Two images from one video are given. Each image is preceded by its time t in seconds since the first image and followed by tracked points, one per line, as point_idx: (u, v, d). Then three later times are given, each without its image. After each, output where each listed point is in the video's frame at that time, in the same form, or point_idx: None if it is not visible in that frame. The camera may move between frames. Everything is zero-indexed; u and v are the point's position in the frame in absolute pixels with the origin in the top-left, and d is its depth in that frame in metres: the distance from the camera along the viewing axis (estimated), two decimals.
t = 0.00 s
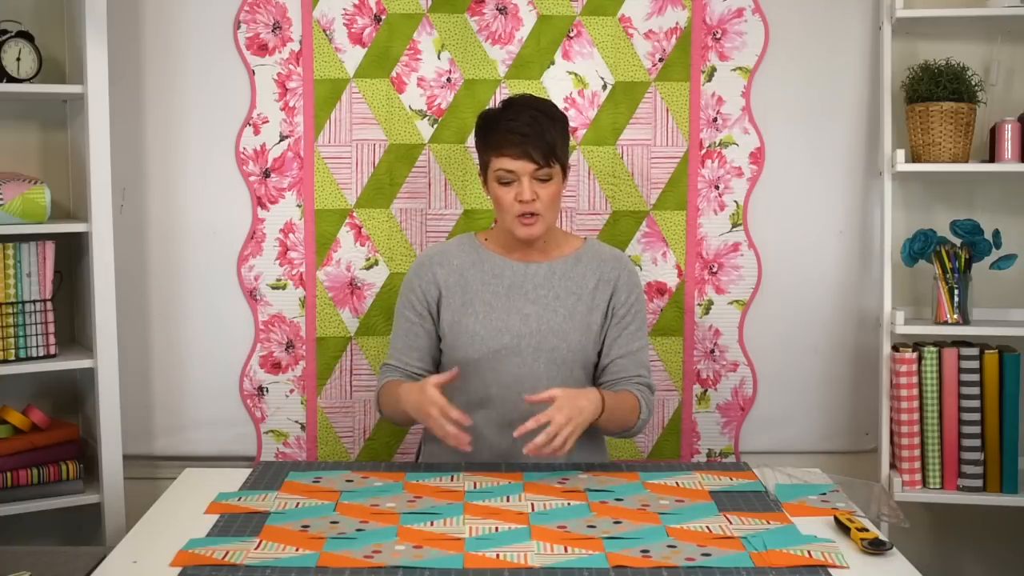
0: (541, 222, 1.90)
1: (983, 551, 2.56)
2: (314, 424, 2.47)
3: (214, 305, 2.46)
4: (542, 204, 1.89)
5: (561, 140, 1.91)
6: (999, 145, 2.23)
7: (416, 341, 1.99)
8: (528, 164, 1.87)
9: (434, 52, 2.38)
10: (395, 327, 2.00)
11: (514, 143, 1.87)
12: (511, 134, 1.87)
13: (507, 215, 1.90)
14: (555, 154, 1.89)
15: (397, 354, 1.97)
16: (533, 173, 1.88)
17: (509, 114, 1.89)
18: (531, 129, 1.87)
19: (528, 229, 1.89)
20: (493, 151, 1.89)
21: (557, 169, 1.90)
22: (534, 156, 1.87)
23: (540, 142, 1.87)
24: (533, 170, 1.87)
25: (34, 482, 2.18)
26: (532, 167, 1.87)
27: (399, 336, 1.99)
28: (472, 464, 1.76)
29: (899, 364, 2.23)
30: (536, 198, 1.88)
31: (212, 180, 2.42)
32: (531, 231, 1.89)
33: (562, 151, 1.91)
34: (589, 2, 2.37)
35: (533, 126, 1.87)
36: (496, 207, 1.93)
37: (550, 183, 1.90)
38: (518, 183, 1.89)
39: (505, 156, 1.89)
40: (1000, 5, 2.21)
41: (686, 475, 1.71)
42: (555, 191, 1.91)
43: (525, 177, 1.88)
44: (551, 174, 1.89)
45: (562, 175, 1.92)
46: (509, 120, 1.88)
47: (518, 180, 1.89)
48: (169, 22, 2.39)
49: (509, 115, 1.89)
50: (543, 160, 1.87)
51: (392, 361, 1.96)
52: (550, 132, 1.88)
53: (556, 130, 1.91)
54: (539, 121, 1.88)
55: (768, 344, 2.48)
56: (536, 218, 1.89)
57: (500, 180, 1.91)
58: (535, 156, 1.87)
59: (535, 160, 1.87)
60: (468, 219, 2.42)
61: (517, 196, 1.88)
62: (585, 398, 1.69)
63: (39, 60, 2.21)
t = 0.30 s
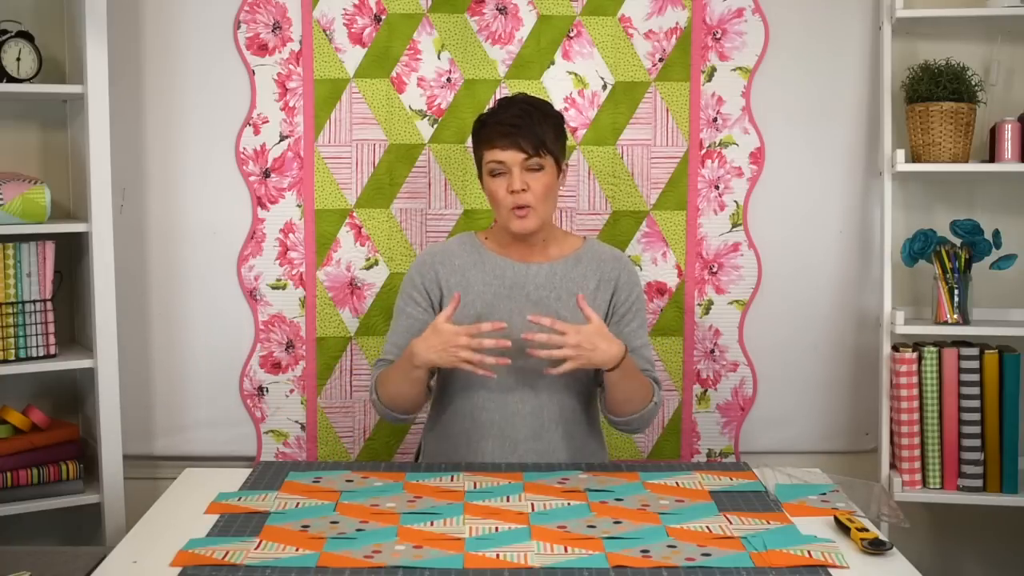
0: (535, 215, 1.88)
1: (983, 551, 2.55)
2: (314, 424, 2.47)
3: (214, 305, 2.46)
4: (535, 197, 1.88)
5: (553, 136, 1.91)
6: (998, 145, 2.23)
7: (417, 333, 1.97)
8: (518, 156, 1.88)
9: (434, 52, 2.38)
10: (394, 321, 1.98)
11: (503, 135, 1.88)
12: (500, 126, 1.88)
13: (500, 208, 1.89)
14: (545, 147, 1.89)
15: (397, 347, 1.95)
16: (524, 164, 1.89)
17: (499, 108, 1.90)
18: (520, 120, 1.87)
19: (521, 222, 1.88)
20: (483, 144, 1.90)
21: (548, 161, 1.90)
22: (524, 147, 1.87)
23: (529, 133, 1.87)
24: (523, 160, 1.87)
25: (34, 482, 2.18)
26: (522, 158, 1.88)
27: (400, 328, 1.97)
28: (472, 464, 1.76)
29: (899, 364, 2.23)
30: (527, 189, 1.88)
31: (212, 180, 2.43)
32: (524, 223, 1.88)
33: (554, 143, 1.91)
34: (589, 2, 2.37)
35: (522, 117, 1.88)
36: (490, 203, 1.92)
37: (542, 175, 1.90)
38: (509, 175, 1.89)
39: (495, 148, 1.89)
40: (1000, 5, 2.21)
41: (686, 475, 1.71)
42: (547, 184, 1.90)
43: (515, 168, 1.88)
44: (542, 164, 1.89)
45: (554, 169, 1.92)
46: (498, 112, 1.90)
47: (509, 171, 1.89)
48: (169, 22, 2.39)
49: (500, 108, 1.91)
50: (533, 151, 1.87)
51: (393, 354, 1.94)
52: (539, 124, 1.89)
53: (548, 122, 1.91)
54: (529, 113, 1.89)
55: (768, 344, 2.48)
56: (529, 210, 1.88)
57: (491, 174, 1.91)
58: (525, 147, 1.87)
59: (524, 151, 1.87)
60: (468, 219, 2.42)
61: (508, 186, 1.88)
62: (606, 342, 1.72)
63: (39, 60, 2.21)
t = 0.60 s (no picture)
0: (523, 220, 1.89)
1: (983, 551, 2.55)
2: (314, 424, 2.47)
3: (214, 304, 2.46)
4: (521, 202, 1.88)
5: (536, 139, 1.89)
6: (998, 145, 2.23)
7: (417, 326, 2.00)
8: (500, 164, 1.87)
9: (434, 52, 2.38)
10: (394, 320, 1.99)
11: (485, 144, 1.87)
12: (481, 136, 1.88)
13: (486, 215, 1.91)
14: (527, 151, 1.87)
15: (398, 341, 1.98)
16: (508, 172, 1.88)
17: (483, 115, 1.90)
18: (501, 129, 1.87)
19: (507, 228, 1.89)
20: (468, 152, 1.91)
21: (533, 165, 1.89)
22: (504, 156, 1.87)
23: (509, 140, 1.86)
24: (504, 170, 1.87)
25: (34, 482, 2.19)
26: (504, 166, 1.87)
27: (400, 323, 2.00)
28: (471, 464, 1.76)
29: (899, 364, 2.23)
30: (510, 197, 1.88)
31: (213, 180, 2.43)
32: (510, 230, 1.89)
33: (539, 148, 1.89)
34: (589, 2, 2.37)
35: (503, 126, 1.87)
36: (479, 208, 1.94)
37: (526, 181, 1.89)
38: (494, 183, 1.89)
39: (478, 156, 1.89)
40: (1000, 5, 2.21)
41: (686, 475, 1.71)
42: (533, 188, 1.90)
43: (498, 177, 1.88)
44: (525, 171, 1.88)
45: (542, 171, 1.91)
46: (481, 121, 1.89)
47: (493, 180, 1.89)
48: (169, 21, 2.39)
49: (481, 116, 1.91)
50: (514, 159, 1.87)
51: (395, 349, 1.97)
52: (521, 131, 1.88)
53: (531, 127, 1.89)
54: (510, 121, 1.88)
55: (767, 344, 2.48)
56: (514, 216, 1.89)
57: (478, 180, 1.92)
58: (506, 156, 1.87)
59: (505, 160, 1.87)
60: (468, 219, 2.42)
61: (492, 195, 1.89)
62: (635, 328, 1.73)
63: (39, 60, 2.21)
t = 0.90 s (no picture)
0: (538, 238, 1.88)
1: (982, 551, 2.55)
2: (314, 424, 2.47)
3: (214, 304, 2.46)
4: (539, 221, 1.87)
5: (556, 155, 1.86)
6: (998, 145, 2.23)
7: (410, 342, 2.00)
8: (523, 183, 1.84)
9: (434, 52, 2.38)
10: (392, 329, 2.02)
11: (508, 162, 1.82)
12: (504, 153, 1.82)
13: (502, 232, 1.88)
14: (550, 169, 1.84)
15: (392, 357, 1.99)
16: (529, 190, 1.85)
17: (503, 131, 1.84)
18: (525, 146, 1.82)
19: (524, 246, 1.88)
20: (486, 167, 1.85)
21: (552, 183, 1.87)
22: (529, 175, 1.83)
23: (535, 159, 1.82)
24: (528, 190, 1.83)
25: (34, 482, 2.18)
26: (527, 186, 1.84)
27: (395, 339, 2.00)
28: (471, 464, 1.77)
29: (899, 364, 2.23)
30: (531, 216, 1.86)
31: (212, 180, 2.43)
32: (527, 248, 1.88)
33: (558, 163, 1.87)
34: (589, 2, 2.37)
35: (527, 143, 1.82)
36: (491, 221, 1.91)
37: (546, 198, 1.87)
38: (513, 201, 1.86)
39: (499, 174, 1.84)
40: (1000, 5, 2.21)
41: (686, 475, 1.71)
42: (550, 206, 1.88)
43: (520, 196, 1.85)
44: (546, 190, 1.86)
45: (558, 187, 1.89)
46: (502, 137, 1.83)
47: (513, 197, 1.86)
48: (169, 21, 2.39)
49: (502, 132, 1.84)
50: (538, 178, 1.83)
51: (389, 365, 1.99)
52: (544, 148, 1.84)
53: (550, 142, 1.86)
54: (532, 137, 1.83)
55: (767, 344, 2.48)
56: (532, 235, 1.87)
57: (494, 196, 1.87)
58: (531, 175, 1.83)
59: (529, 179, 1.83)
60: (468, 219, 2.42)
61: (512, 214, 1.86)
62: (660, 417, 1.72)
63: (39, 60, 2.21)
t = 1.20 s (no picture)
0: (538, 242, 1.89)
1: (983, 551, 2.55)
2: (314, 424, 2.47)
3: (214, 305, 2.46)
4: (539, 226, 1.87)
5: (561, 162, 1.86)
6: (998, 145, 2.23)
7: (408, 344, 2.00)
8: (525, 190, 1.83)
9: (434, 52, 2.38)
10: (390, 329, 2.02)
11: (511, 168, 1.82)
12: (509, 159, 1.82)
13: (502, 235, 1.89)
14: (553, 177, 1.84)
15: (390, 357, 1.99)
16: (531, 196, 1.85)
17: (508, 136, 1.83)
18: (530, 153, 1.81)
19: (523, 250, 1.89)
20: (490, 172, 1.85)
21: (555, 190, 1.86)
22: (532, 183, 1.82)
23: (538, 167, 1.82)
24: (530, 197, 1.83)
25: (34, 482, 2.19)
26: (530, 193, 1.84)
27: (394, 339, 2.00)
28: (471, 464, 1.77)
29: (899, 364, 2.23)
30: (532, 222, 1.86)
31: (212, 181, 2.43)
32: (527, 252, 1.89)
33: (562, 170, 1.86)
34: (589, 2, 2.37)
35: (532, 150, 1.82)
36: (492, 224, 1.91)
37: (549, 204, 1.87)
38: (514, 206, 1.86)
39: (502, 179, 1.84)
40: (1000, 5, 2.21)
41: (686, 475, 1.71)
42: (553, 212, 1.88)
43: (522, 202, 1.84)
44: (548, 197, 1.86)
45: (561, 193, 1.89)
46: (507, 142, 1.83)
47: (515, 203, 1.85)
48: (168, 21, 2.39)
49: (507, 137, 1.84)
50: (541, 185, 1.83)
51: (387, 364, 1.99)
52: (548, 155, 1.83)
53: (555, 149, 1.86)
54: (537, 144, 1.83)
55: (767, 345, 2.48)
56: (533, 239, 1.88)
57: (496, 200, 1.87)
58: (534, 183, 1.82)
59: (532, 187, 1.82)
60: (468, 218, 2.42)
61: (513, 219, 1.86)
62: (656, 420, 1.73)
63: (39, 60, 2.21)
